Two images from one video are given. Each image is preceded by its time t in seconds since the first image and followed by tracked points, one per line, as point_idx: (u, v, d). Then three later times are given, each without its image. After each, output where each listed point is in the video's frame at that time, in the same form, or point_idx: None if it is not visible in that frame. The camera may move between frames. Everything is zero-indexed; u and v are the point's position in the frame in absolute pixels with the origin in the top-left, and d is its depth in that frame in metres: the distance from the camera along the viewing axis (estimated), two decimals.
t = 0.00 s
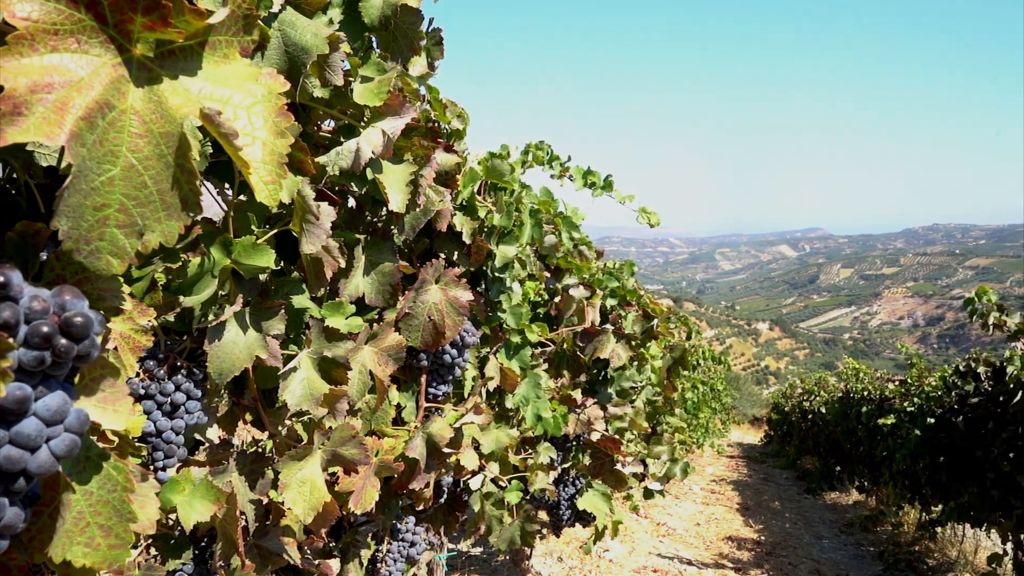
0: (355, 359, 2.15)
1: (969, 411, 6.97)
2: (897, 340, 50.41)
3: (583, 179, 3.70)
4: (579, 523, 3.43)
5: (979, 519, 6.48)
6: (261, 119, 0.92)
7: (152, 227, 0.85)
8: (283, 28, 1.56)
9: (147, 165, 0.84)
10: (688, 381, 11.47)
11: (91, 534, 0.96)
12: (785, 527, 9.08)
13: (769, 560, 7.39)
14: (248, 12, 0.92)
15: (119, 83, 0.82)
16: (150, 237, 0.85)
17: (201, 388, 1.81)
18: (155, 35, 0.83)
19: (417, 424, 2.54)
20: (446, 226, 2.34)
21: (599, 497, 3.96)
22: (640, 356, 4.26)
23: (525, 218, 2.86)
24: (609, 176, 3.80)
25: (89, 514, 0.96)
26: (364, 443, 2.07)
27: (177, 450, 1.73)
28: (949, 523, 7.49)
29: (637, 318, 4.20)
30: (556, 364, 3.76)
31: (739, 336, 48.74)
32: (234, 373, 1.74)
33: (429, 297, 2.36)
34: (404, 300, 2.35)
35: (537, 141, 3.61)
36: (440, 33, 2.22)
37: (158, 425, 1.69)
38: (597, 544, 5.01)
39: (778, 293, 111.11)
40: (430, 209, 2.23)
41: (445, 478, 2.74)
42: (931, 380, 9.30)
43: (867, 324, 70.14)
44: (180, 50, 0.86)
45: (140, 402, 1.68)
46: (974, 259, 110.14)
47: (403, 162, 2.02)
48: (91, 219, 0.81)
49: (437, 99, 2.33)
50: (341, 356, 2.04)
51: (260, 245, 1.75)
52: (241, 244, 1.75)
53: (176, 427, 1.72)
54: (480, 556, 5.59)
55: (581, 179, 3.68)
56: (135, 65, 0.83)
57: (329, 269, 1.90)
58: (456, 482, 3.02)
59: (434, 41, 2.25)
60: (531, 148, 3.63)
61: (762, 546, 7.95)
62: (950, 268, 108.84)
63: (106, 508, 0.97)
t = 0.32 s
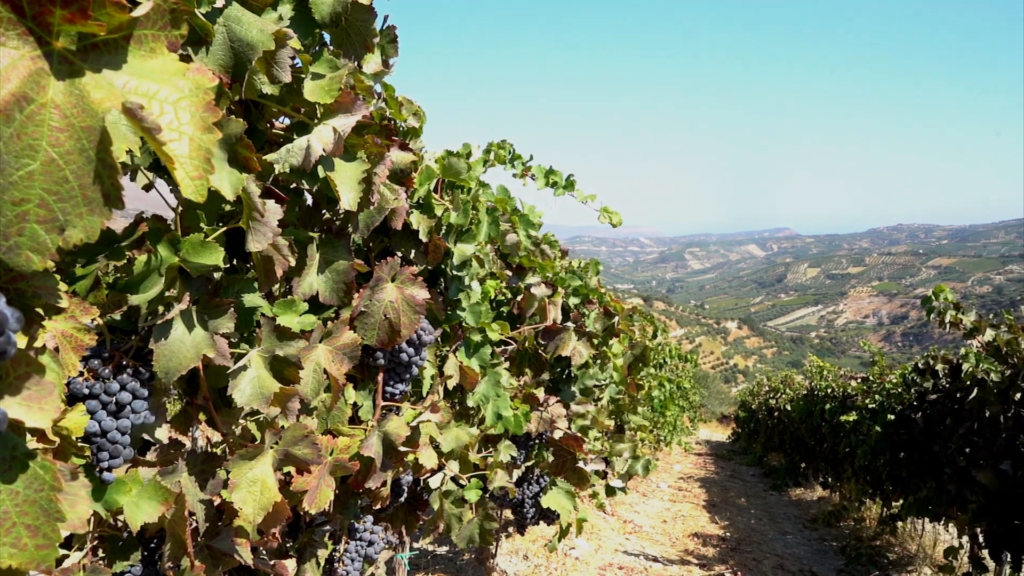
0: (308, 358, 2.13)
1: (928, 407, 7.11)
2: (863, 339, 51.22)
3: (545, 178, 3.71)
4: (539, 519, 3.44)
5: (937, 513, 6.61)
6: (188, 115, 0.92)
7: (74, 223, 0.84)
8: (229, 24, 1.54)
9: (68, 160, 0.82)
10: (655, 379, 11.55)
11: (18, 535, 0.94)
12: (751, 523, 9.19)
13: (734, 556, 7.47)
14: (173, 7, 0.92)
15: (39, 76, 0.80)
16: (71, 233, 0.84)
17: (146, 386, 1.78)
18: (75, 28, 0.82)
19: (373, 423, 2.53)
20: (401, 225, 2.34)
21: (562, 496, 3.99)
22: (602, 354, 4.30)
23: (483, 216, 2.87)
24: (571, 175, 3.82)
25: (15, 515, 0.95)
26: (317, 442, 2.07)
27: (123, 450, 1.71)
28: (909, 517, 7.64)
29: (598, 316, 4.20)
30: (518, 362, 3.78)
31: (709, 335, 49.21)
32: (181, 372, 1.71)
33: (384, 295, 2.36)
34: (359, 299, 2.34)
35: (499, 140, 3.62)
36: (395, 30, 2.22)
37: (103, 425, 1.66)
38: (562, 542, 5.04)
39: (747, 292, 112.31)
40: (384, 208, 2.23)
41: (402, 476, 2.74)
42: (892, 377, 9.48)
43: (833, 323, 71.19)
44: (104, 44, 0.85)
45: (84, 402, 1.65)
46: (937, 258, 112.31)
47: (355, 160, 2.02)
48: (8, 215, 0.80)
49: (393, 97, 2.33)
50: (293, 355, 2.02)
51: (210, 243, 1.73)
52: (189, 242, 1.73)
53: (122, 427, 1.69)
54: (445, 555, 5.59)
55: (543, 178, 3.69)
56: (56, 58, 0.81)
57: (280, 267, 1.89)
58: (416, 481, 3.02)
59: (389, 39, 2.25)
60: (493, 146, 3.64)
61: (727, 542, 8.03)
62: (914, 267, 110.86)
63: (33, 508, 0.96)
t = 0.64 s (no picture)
0: (265, 359, 2.12)
1: (893, 405, 7.20)
2: (834, 338, 51.84)
3: (511, 179, 3.71)
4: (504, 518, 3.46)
5: (901, 509, 6.71)
6: (119, 114, 0.89)
7: None
8: (179, 22, 1.53)
9: None
10: (627, 379, 11.61)
11: None
12: (721, 521, 9.27)
13: (704, 553, 7.53)
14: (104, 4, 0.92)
15: None
16: None
17: (98, 388, 1.74)
18: None
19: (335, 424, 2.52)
20: (361, 225, 2.33)
21: (530, 496, 4.01)
22: (569, 354, 4.31)
23: (445, 217, 2.87)
24: (537, 176, 3.82)
25: None
26: (274, 444, 2.04)
27: (73, 453, 1.68)
28: (875, 513, 7.74)
29: (565, 316, 4.20)
30: (484, 363, 3.78)
31: (683, 334, 49.54)
32: (132, 374, 1.70)
33: (345, 296, 2.35)
34: (319, 300, 2.33)
35: (465, 141, 3.61)
36: (354, 30, 2.21)
37: (51, 428, 1.64)
38: (531, 542, 5.04)
39: (721, 292, 113.24)
40: (344, 209, 2.22)
41: (365, 478, 2.73)
42: (859, 376, 9.59)
43: (806, 322, 72.00)
44: (32, 43, 0.85)
45: (32, 405, 1.62)
46: (907, 259, 113.91)
47: (313, 160, 2.00)
48: None
49: (353, 97, 2.32)
50: (249, 357, 2.01)
51: (162, 243, 1.70)
52: (141, 242, 1.69)
53: (71, 430, 1.67)
54: (415, 556, 5.58)
55: (509, 179, 3.69)
56: None
57: (235, 268, 1.88)
58: (380, 482, 3.02)
59: (348, 39, 2.24)
60: (459, 147, 3.63)
61: (698, 540, 8.09)
62: (885, 267, 112.32)
63: None
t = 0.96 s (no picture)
0: (215, 362, 2.09)
1: (852, 406, 7.33)
2: (800, 340, 52.57)
3: (471, 181, 3.71)
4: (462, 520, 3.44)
5: (860, 508, 6.82)
6: (38, 112, 0.88)
7: None
8: (120, 20, 1.51)
9: None
10: (592, 381, 11.66)
11: None
12: (686, 522, 9.34)
13: (668, 554, 7.58)
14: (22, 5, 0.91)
15: None
16: None
17: (38, 392, 1.72)
18: None
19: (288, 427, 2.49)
20: (314, 226, 2.31)
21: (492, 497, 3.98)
22: (530, 357, 4.32)
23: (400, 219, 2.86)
24: (498, 179, 3.83)
25: None
26: (222, 448, 2.02)
27: (12, 458, 1.65)
28: (835, 512, 7.86)
29: (524, 319, 4.22)
30: (444, 365, 3.78)
31: (651, 336, 49.91)
32: (74, 377, 1.67)
33: (297, 298, 2.33)
34: (271, 302, 2.31)
35: (425, 143, 3.61)
36: (306, 31, 2.20)
37: None
38: (494, 544, 5.04)
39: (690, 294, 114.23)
40: (296, 210, 2.20)
41: (320, 481, 2.72)
42: (819, 377, 9.73)
43: (772, 325, 72.92)
44: None
45: None
46: (871, 262, 115.87)
47: (263, 161, 1.98)
48: None
49: (306, 98, 2.31)
50: (197, 359, 1.98)
51: (106, 244, 1.66)
52: (84, 243, 1.65)
53: (9, 435, 1.63)
54: (377, 560, 5.55)
55: (469, 181, 3.69)
56: None
57: (180, 270, 1.85)
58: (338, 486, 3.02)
59: (300, 39, 2.22)
60: (418, 149, 3.63)
61: (662, 541, 8.15)
62: (849, 270, 114.15)
63: None
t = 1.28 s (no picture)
0: (167, 364, 2.06)
1: (815, 405, 7.44)
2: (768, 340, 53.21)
3: (433, 182, 3.71)
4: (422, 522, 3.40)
5: (823, 506, 6.91)
6: None
7: None
8: (60, 17, 1.48)
9: None
10: (560, 382, 11.69)
11: None
12: (654, 521, 9.40)
13: (634, 553, 7.62)
14: None
15: None
16: None
17: None
18: None
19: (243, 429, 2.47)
20: (267, 227, 2.29)
21: (458, 499, 3.90)
22: (492, 358, 4.33)
23: (356, 220, 2.85)
24: (460, 180, 3.82)
25: None
26: (172, 452, 2.00)
27: None
28: (799, 510, 7.97)
29: (486, 320, 4.22)
30: (405, 367, 3.77)
31: (622, 337, 50.17)
32: (15, 380, 1.64)
33: (251, 300, 2.30)
34: (224, 304, 2.28)
35: (385, 143, 3.60)
36: (259, 31, 2.18)
37: None
38: (459, 546, 5.03)
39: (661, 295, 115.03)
40: (248, 211, 2.18)
41: (277, 484, 2.69)
42: (784, 377, 9.86)
43: (742, 325, 73.68)
44: None
45: None
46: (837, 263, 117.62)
47: (213, 161, 1.96)
48: None
49: (260, 98, 2.29)
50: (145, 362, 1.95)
51: (49, 245, 1.61)
52: (26, 244, 1.60)
53: None
54: (343, 563, 5.52)
55: (430, 182, 3.68)
56: None
57: (127, 271, 1.82)
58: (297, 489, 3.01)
59: (252, 39, 2.20)
60: (380, 150, 3.61)
61: (629, 540, 8.20)
62: (816, 271, 115.75)
63: None
